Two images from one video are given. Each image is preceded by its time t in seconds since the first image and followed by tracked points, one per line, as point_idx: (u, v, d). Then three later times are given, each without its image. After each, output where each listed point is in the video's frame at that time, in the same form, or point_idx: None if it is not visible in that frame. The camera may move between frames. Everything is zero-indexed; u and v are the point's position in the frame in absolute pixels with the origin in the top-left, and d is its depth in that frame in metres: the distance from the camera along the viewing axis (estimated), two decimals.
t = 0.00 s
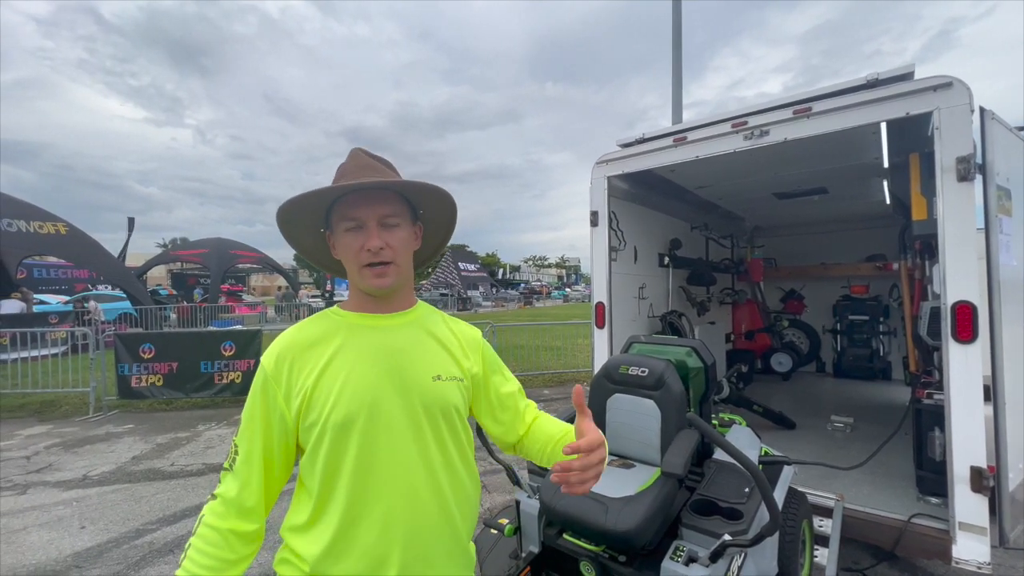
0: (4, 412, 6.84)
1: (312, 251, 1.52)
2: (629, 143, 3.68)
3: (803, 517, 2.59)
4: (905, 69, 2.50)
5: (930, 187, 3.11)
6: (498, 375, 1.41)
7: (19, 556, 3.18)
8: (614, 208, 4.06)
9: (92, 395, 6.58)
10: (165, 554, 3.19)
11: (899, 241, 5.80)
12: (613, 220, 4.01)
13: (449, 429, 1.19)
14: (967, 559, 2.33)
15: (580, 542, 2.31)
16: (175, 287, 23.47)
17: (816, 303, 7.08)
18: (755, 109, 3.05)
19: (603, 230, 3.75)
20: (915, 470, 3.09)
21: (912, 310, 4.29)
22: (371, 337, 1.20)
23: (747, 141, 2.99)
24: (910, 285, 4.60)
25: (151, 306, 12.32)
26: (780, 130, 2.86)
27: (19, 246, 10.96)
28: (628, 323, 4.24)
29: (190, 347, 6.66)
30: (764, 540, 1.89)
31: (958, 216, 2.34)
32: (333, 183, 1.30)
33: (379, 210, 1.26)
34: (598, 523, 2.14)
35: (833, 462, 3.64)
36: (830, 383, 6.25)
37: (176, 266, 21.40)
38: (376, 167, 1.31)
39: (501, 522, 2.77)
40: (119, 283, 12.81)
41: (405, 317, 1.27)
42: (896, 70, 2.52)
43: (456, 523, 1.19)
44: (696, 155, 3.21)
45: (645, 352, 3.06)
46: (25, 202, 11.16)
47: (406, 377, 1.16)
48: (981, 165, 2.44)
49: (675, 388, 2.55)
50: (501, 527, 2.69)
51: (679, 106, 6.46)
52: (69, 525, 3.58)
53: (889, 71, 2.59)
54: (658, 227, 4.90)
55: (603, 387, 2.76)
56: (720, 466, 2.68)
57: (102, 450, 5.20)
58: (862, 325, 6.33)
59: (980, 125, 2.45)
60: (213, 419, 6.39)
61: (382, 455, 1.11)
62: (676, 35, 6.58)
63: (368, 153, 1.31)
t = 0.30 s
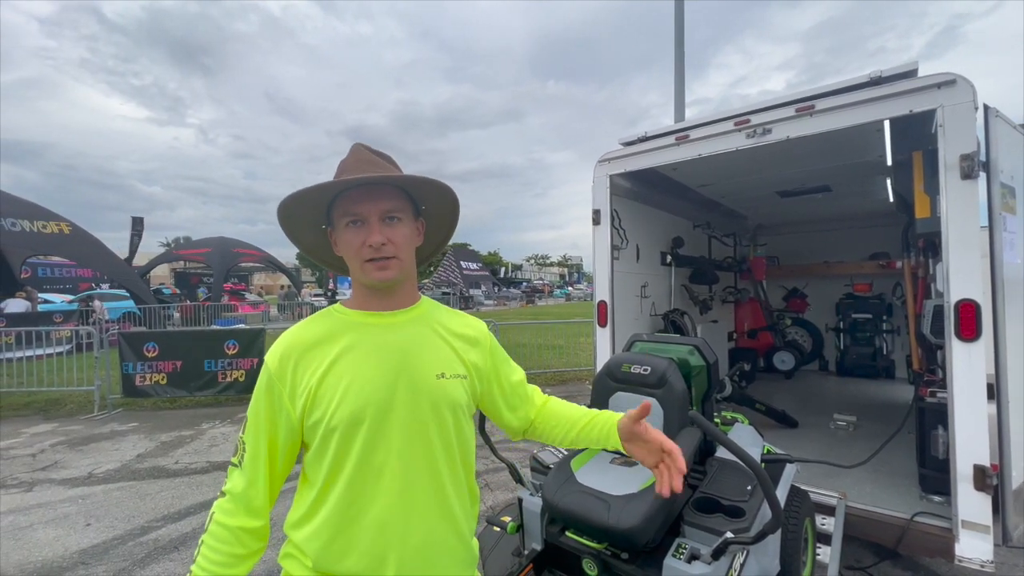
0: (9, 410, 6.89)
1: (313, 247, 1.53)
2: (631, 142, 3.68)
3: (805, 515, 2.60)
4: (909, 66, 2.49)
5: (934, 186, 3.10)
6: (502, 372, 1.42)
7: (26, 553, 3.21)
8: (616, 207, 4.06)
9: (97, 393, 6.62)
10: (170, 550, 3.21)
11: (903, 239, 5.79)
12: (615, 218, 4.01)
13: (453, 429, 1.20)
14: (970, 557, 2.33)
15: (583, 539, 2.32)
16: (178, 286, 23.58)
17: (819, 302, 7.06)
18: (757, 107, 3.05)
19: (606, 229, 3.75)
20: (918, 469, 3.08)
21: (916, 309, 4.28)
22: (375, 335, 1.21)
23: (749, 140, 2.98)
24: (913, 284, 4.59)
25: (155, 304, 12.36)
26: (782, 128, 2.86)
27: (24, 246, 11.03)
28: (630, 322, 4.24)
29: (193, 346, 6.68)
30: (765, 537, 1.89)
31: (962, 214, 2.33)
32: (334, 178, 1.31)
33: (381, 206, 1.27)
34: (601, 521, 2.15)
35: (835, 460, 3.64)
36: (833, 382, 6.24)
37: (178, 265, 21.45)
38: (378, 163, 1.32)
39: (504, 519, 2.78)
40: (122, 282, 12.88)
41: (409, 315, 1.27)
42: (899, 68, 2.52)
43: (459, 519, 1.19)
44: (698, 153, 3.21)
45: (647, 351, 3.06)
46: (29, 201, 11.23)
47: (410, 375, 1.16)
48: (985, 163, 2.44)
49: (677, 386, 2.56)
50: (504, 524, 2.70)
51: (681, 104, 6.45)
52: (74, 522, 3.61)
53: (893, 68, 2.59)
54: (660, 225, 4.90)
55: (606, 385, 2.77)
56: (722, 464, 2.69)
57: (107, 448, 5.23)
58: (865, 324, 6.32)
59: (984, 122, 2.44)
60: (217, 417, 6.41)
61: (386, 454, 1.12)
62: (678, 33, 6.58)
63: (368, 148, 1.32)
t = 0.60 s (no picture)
0: (14, 408, 6.93)
1: (320, 232, 1.48)
2: (633, 139, 3.68)
3: (807, 513, 2.60)
4: (912, 63, 2.48)
5: (936, 183, 3.09)
6: (502, 375, 1.43)
7: (32, 550, 3.22)
8: (618, 205, 4.06)
9: (101, 392, 6.64)
10: (174, 548, 3.23)
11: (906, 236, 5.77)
12: (617, 216, 4.01)
13: (461, 428, 1.21)
14: (973, 555, 2.33)
15: (585, 537, 2.32)
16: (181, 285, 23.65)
17: (821, 300, 7.05)
18: (759, 104, 3.04)
19: (608, 226, 3.75)
20: (921, 467, 3.08)
21: (918, 307, 4.27)
22: (384, 335, 1.21)
23: (752, 137, 2.98)
24: (916, 281, 4.58)
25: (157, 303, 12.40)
26: (785, 125, 2.85)
27: (27, 245, 11.08)
28: (632, 320, 4.24)
29: (196, 344, 6.70)
30: (768, 535, 1.89)
31: (965, 211, 2.32)
32: (367, 170, 1.28)
33: (415, 207, 1.28)
34: (603, 519, 2.15)
35: (838, 458, 3.64)
36: (836, 380, 6.23)
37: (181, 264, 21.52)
38: (411, 163, 1.32)
39: (506, 517, 2.78)
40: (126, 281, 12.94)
41: (417, 315, 1.27)
42: (903, 64, 2.51)
43: (465, 518, 1.21)
44: (700, 151, 3.21)
45: (650, 349, 3.06)
46: (32, 201, 11.28)
47: (418, 376, 1.17)
48: (988, 160, 2.43)
49: (680, 383, 2.57)
50: (507, 522, 2.70)
51: (683, 102, 6.43)
52: (79, 520, 3.63)
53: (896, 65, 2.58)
54: (662, 223, 4.89)
55: (608, 383, 2.77)
56: (724, 462, 2.69)
57: (111, 446, 5.26)
58: (867, 322, 6.30)
59: (988, 120, 2.43)
60: (220, 415, 6.43)
61: (395, 454, 1.12)
62: (680, 30, 6.56)
63: (404, 147, 1.32)
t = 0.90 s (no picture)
0: (17, 407, 6.95)
1: (337, 237, 1.51)
2: (634, 137, 3.67)
3: (809, 511, 2.59)
4: (915, 58, 2.47)
5: (940, 179, 3.07)
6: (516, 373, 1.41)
7: (36, 548, 3.24)
8: (619, 202, 4.04)
9: (104, 390, 6.66)
10: (177, 545, 3.24)
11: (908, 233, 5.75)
12: (618, 214, 4.00)
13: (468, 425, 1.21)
14: (976, 553, 2.33)
15: (586, 535, 2.33)
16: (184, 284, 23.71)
17: (823, 297, 7.03)
18: (761, 101, 3.03)
19: (608, 224, 3.74)
20: (923, 464, 3.07)
21: (921, 304, 4.25)
22: (394, 329, 1.20)
23: (753, 134, 2.97)
24: (919, 278, 4.56)
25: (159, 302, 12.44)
26: (786, 122, 2.84)
27: (30, 245, 11.12)
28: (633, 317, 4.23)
29: (198, 343, 6.71)
30: (769, 533, 1.88)
31: (968, 207, 2.31)
32: (361, 169, 1.29)
33: (406, 199, 1.26)
34: (604, 516, 2.15)
35: (840, 455, 3.63)
36: (837, 377, 6.21)
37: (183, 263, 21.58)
38: (405, 155, 1.31)
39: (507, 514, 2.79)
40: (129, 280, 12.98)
41: (428, 311, 1.27)
42: (905, 60, 2.49)
43: (468, 517, 1.20)
44: (702, 148, 3.20)
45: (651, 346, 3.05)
46: (35, 200, 11.32)
47: (427, 372, 1.16)
48: (992, 156, 2.42)
49: (680, 381, 2.57)
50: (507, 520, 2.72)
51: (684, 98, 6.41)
52: (82, 518, 3.64)
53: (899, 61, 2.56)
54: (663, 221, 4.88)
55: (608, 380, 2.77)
56: (725, 459, 2.69)
57: (114, 444, 5.28)
58: (870, 319, 6.29)
59: (991, 115, 2.42)
60: (222, 414, 6.45)
61: (401, 449, 1.12)
62: (682, 27, 6.53)
63: (396, 139, 1.30)
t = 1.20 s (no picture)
0: (19, 405, 6.97)
1: (343, 235, 1.51)
2: (634, 134, 3.66)
3: (809, 508, 2.59)
4: (917, 54, 2.45)
5: (942, 175, 3.05)
6: (519, 377, 1.40)
7: (37, 546, 3.25)
8: (619, 199, 4.03)
9: (104, 389, 6.67)
10: (179, 543, 3.24)
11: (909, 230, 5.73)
12: (618, 211, 3.98)
13: (472, 424, 1.20)
14: (976, 549, 2.33)
15: (586, 532, 2.35)
16: (185, 283, 23.74)
17: (824, 294, 7.02)
18: (762, 97, 3.01)
19: (608, 221, 3.74)
20: (924, 461, 3.07)
21: (922, 300, 4.24)
22: (398, 327, 1.20)
23: (755, 130, 2.96)
24: (920, 275, 4.55)
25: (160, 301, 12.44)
26: (787, 118, 2.84)
27: (30, 244, 11.13)
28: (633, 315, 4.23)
29: (198, 341, 6.71)
30: (770, 530, 1.88)
31: (969, 203, 2.31)
32: (368, 165, 1.29)
33: (413, 195, 1.26)
34: (604, 513, 2.14)
35: (841, 453, 3.63)
36: (838, 374, 6.20)
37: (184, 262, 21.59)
38: (412, 151, 1.30)
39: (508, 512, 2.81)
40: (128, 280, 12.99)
41: (432, 309, 1.26)
42: (907, 56, 2.48)
43: (472, 516, 1.19)
44: (702, 145, 3.19)
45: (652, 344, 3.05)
46: (35, 200, 11.33)
47: (430, 371, 1.16)
48: (993, 152, 2.41)
49: (681, 378, 2.56)
50: (508, 518, 2.72)
51: (684, 96, 6.40)
52: (84, 516, 3.65)
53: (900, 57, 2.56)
54: (663, 218, 4.87)
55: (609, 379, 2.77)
56: (725, 457, 2.68)
57: (115, 443, 5.28)
58: (871, 316, 6.27)
59: (993, 111, 2.41)
60: (223, 412, 6.46)
61: (405, 447, 1.12)
62: (683, 23, 6.51)
63: (402, 135, 1.30)
